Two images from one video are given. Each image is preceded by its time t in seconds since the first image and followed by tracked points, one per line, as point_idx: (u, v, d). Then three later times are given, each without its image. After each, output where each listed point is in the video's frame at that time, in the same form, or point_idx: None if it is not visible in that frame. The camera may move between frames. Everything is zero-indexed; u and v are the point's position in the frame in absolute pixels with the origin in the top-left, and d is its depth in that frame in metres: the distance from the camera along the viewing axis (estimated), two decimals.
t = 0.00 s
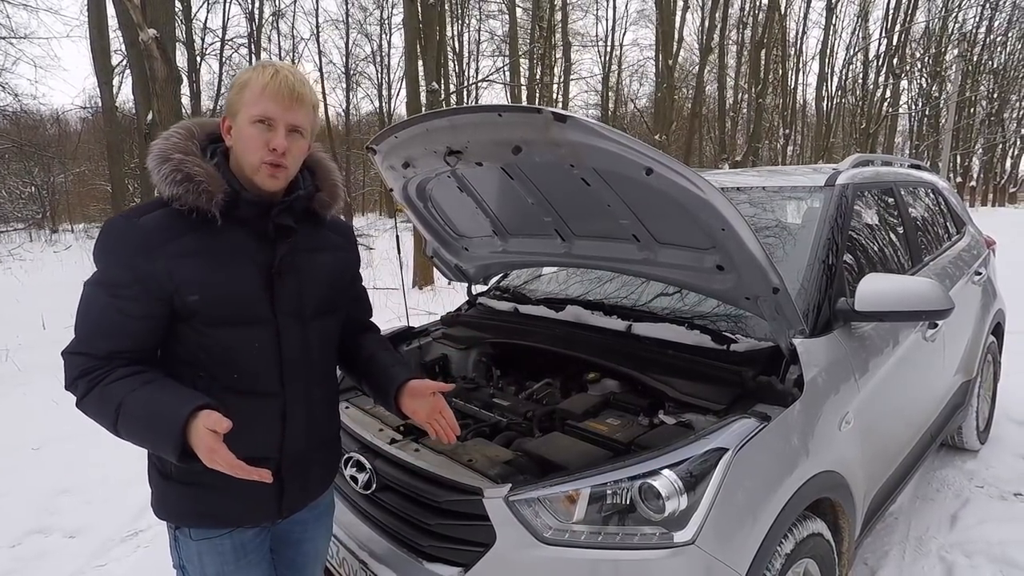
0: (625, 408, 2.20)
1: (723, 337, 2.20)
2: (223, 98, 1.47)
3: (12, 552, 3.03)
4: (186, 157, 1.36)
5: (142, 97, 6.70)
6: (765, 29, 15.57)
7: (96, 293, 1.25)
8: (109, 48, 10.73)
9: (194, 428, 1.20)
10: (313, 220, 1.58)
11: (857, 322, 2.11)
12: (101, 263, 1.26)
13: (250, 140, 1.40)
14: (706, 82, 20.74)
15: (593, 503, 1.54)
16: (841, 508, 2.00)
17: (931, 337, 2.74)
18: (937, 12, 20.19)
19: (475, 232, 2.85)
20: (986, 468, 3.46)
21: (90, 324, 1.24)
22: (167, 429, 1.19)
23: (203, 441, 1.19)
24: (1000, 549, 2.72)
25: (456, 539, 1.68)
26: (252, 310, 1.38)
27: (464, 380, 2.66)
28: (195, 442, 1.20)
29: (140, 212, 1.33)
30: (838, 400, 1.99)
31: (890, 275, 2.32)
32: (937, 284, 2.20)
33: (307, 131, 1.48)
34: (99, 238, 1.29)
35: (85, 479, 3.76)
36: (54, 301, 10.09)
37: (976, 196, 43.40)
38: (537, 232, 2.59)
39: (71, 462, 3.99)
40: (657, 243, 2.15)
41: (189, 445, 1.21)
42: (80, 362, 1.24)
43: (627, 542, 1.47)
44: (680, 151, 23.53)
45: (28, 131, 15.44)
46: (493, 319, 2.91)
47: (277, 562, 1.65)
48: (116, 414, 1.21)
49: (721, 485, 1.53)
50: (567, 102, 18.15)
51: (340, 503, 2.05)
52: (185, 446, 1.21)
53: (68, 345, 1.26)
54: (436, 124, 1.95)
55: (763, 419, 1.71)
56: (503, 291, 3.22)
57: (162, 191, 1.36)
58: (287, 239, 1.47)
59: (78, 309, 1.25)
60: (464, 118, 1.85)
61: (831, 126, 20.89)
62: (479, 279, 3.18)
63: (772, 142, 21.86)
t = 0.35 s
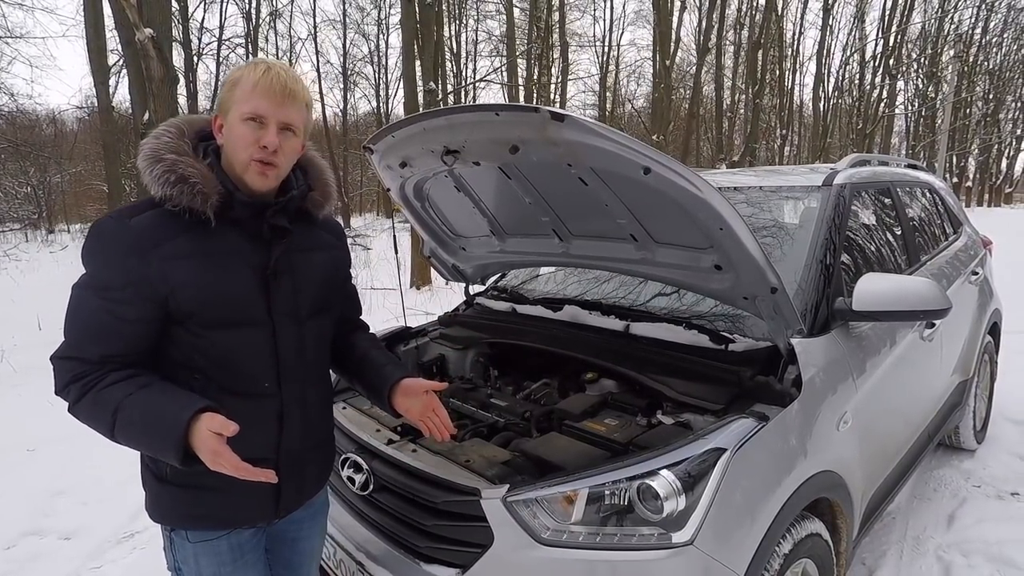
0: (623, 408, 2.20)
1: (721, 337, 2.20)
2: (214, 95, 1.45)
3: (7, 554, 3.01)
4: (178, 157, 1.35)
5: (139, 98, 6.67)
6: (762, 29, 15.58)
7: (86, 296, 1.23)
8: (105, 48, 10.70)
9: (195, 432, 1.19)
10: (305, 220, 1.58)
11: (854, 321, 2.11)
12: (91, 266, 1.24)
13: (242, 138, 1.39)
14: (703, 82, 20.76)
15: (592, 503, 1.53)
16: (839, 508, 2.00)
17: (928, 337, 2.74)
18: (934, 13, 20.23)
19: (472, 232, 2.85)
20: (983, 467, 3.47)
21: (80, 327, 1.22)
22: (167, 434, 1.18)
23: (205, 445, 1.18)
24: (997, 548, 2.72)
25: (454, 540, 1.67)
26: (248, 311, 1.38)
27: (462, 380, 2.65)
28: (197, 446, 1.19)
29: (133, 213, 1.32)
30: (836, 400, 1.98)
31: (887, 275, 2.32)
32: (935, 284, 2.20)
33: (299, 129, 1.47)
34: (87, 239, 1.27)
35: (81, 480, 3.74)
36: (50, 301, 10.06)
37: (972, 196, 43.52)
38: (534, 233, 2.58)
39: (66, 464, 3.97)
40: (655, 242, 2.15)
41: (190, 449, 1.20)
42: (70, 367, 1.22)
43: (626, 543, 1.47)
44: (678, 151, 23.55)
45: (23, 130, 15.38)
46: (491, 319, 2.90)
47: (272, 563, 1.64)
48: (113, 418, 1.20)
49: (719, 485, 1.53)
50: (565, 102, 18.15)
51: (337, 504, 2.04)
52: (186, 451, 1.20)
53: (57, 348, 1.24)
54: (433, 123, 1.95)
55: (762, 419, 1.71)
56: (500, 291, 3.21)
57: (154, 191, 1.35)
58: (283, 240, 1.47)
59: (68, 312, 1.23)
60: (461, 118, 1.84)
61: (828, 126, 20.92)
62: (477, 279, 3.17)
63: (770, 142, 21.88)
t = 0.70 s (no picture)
0: (622, 408, 2.20)
1: (719, 337, 2.20)
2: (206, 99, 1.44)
3: (3, 555, 3.00)
4: (175, 162, 1.34)
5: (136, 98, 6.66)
6: (758, 29, 15.61)
7: (75, 299, 1.20)
8: (102, 48, 10.68)
9: (207, 443, 1.20)
10: (299, 222, 1.58)
11: (852, 321, 2.11)
12: (83, 270, 1.21)
13: (238, 144, 1.39)
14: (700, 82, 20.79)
15: (590, 504, 1.53)
16: (837, 507, 2.00)
17: (925, 336, 2.75)
18: (930, 13, 20.29)
19: (470, 232, 2.84)
20: (980, 467, 3.47)
21: (67, 335, 1.19)
22: (176, 445, 1.18)
23: (218, 455, 1.20)
24: (994, 547, 2.73)
25: (452, 540, 1.67)
26: (245, 314, 1.37)
27: (460, 381, 2.64)
28: (207, 456, 1.20)
29: (130, 215, 1.31)
30: (834, 400, 1.98)
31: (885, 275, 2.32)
32: (932, 284, 2.20)
33: (294, 133, 1.47)
34: (80, 242, 1.25)
35: (78, 481, 3.73)
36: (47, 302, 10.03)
37: (969, 196, 43.65)
38: (532, 233, 2.58)
39: (62, 465, 3.95)
40: (653, 242, 2.15)
41: (201, 459, 1.20)
42: (57, 376, 1.19)
43: (625, 543, 1.47)
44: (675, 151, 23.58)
45: (20, 130, 15.34)
46: (489, 320, 2.89)
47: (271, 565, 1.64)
48: (109, 429, 1.18)
49: (718, 486, 1.52)
50: (563, 102, 18.16)
51: (335, 505, 2.04)
52: (196, 462, 1.20)
53: (38, 357, 1.21)
54: (431, 123, 1.94)
55: (760, 419, 1.71)
56: (498, 291, 3.21)
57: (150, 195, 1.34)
58: (279, 243, 1.46)
59: (54, 320, 1.20)
60: (459, 118, 1.84)
61: (825, 126, 20.96)
62: (474, 279, 3.17)
63: (767, 142, 21.93)
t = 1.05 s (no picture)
0: (621, 408, 2.20)
1: (717, 337, 2.20)
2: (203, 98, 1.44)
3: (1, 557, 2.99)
4: (172, 161, 1.33)
5: (134, 98, 6.66)
6: (756, 31, 15.63)
7: (79, 301, 1.20)
8: (99, 49, 10.66)
9: (224, 420, 1.19)
10: (295, 222, 1.58)
11: (849, 321, 2.12)
12: (85, 270, 1.21)
13: (237, 140, 1.39)
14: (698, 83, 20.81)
15: (588, 504, 1.53)
16: (834, 506, 2.01)
17: (922, 336, 2.76)
18: (927, 14, 20.33)
19: (469, 232, 2.85)
20: (977, 466, 3.48)
21: (73, 333, 1.19)
22: (192, 426, 1.17)
23: (236, 430, 1.19)
24: (991, 546, 2.74)
25: (450, 540, 1.67)
26: (244, 314, 1.37)
27: (458, 381, 2.65)
28: (224, 432, 1.19)
29: (127, 217, 1.30)
30: (831, 400, 1.99)
31: (882, 275, 2.33)
32: (929, 284, 2.20)
33: (291, 128, 1.47)
34: (81, 243, 1.25)
35: (76, 482, 3.72)
36: (44, 302, 10.01)
37: (966, 196, 43.78)
38: (531, 233, 2.58)
39: (60, 466, 3.95)
40: (651, 243, 2.15)
41: (219, 437, 1.20)
42: (61, 377, 1.18)
43: (624, 543, 1.47)
44: (673, 152, 23.60)
45: (17, 130, 15.30)
46: (488, 320, 2.89)
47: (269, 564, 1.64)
48: (121, 422, 1.17)
49: (716, 486, 1.53)
50: (561, 102, 18.17)
51: (334, 506, 2.04)
52: (214, 441, 1.20)
53: (44, 358, 1.20)
54: (430, 123, 1.95)
55: (758, 419, 1.72)
56: (496, 292, 3.21)
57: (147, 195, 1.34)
58: (277, 243, 1.47)
59: (59, 319, 1.19)
60: (458, 118, 1.84)
61: (822, 127, 20.99)
62: (473, 280, 3.17)
63: (764, 143, 21.96)
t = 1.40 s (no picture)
0: (619, 408, 2.21)
1: (715, 337, 2.21)
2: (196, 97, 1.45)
3: None
4: (167, 159, 1.34)
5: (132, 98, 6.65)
6: (753, 31, 15.65)
7: (67, 291, 1.20)
8: (97, 48, 10.63)
9: (204, 427, 1.18)
10: (293, 222, 1.59)
11: (847, 320, 2.12)
12: (72, 261, 1.21)
13: (230, 131, 1.39)
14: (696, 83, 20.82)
15: (587, 503, 1.54)
16: (832, 505, 2.02)
17: (919, 336, 2.76)
18: (924, 14, 20.37)
19: (467, 233, 2.85)
20: (974, 465, 3.50)
21: (56, 322, 1.18)
22: (169, 429, 1.16)
23: (214, 439, 1.18)
24: (987, 545, 2.75)
25: (448, 540, 1.67)
26: (242, 312, 1.37)
27: (457, 381, 2.65)
28: (203, 436, 1.18)
29: (122, 215, 1.30)
30: (829, 399, 2.00)
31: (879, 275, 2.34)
32: (926, 284, 2.21)
33: (284, 120, 1.48)
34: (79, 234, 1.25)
35: (74, 483, 3.72)
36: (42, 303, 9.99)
37: (962, 196, 43.88)
38: (529, 233, 2.59)
39: (59, 466, 3.94)
40: (650, 243, 2.15)
41: (197, 444, 1.19)
42: (42, 366, 1.18)
43: (621, 542, 1.47)
44: (671, 152, 23.62)
45: (13, 130, 15.25)
46: (487, 320, 2.89)
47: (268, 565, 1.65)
48: (96, 417, 1.16)
49: (713, 485, 1.53)
50: (559, 102, 18.17)
51: (332, 506, 2.04)
52: (191, 444, 1.19)
53: (29, 347, 1.20)
54: (428, 124, 1.95)
55: (756, 418, 1.72)
56: (495, 292, 3.21)
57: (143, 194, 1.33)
58: (274, 242, 1.47)
59: (45, 308, 1.19)
60: (456, 118, 1.84)
61: (820, 127, 21.04)
62: (472, 280, 3.17)
63: (762, 143, 22.00)
